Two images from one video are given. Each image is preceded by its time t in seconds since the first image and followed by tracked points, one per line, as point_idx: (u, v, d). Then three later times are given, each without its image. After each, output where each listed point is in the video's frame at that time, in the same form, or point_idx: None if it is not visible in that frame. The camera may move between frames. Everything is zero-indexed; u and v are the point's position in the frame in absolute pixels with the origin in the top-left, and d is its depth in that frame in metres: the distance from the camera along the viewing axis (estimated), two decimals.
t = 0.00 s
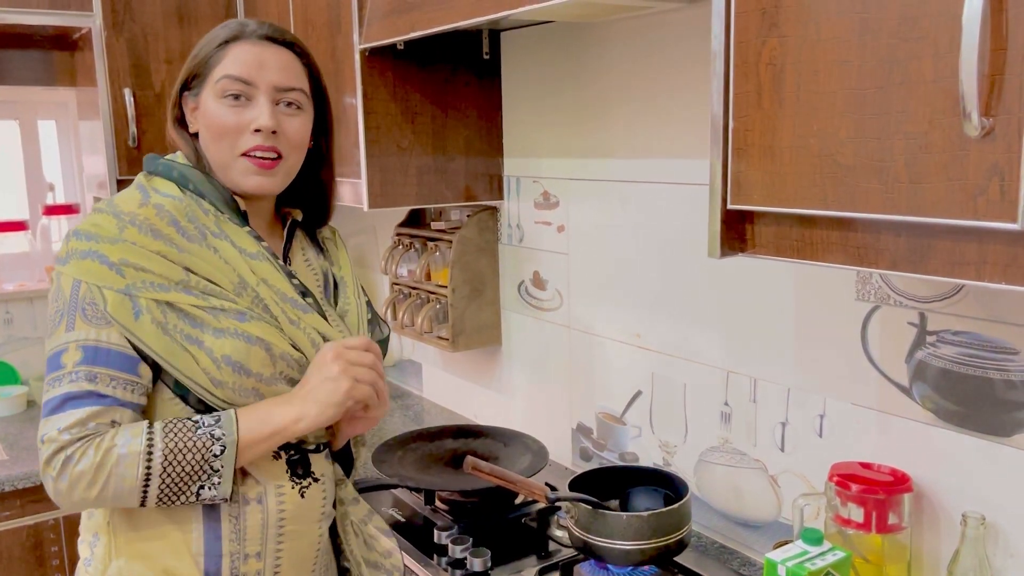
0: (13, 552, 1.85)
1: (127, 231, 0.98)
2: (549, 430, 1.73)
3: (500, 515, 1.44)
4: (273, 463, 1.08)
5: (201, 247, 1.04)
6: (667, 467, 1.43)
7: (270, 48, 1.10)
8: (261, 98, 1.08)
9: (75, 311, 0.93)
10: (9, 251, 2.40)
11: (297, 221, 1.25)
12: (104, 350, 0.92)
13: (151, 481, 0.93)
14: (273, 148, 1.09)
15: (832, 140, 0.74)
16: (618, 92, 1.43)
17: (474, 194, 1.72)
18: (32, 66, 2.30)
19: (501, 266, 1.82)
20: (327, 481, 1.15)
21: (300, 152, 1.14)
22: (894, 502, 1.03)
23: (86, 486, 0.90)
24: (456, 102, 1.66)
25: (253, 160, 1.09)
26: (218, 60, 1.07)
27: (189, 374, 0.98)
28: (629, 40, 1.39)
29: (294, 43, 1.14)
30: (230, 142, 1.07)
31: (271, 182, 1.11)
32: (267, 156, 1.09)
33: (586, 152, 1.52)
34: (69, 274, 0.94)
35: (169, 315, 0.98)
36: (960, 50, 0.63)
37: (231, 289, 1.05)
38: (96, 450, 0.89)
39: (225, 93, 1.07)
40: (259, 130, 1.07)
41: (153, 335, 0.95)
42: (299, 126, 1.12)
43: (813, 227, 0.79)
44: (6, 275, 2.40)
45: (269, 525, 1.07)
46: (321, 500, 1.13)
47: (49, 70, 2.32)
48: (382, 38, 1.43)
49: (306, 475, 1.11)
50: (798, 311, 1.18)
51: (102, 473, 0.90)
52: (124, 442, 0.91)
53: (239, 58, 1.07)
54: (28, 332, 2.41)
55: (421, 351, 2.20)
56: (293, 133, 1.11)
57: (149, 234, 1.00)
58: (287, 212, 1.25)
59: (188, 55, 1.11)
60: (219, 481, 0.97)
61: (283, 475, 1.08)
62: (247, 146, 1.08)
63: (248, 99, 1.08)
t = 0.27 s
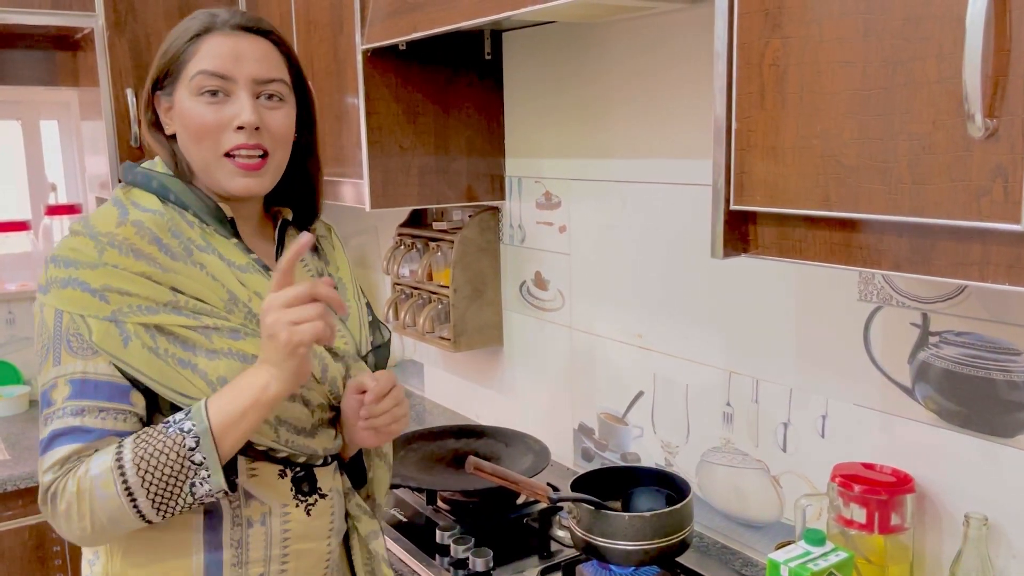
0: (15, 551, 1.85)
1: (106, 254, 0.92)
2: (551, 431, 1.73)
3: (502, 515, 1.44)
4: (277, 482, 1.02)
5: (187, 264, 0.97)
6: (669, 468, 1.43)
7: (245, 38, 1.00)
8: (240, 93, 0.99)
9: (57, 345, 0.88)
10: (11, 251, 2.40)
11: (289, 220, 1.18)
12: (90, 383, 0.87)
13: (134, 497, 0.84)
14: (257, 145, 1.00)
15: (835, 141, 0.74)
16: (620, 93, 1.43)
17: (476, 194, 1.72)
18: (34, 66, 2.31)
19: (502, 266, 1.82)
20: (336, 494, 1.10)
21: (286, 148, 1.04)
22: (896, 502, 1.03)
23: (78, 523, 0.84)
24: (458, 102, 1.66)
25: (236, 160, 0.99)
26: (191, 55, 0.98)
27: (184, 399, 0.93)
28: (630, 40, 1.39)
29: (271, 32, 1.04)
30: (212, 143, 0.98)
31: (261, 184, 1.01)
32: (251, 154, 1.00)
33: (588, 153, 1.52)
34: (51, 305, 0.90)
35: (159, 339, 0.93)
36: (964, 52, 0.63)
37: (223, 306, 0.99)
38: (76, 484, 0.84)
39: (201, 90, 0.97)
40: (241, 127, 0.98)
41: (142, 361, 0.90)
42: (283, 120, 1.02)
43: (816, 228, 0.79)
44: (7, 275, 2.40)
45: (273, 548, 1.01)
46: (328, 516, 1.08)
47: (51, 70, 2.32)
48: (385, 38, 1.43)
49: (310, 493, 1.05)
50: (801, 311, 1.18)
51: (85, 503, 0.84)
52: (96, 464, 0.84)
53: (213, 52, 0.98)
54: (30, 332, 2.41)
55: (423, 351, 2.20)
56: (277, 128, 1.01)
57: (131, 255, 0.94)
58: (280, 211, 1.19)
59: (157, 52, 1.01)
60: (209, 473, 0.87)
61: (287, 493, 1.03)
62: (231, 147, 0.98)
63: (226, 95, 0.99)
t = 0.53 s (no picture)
0: (18, 551, 1.85)
1: (75, 276, 0.89)
2: (553, 431, 1.73)
3: (504, 515, 1.44)
4: (273, 497, 0.99)
5: (164, 281, 0.94)
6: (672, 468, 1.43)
7: (222, 39, 0.98)
8: (219, 98, 0.97)
9: (36, 372, 0.88)
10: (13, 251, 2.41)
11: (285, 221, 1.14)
12: (63, 411, 0.86)
13: (112, 524, 0.84)
14: (238, 153, 0.98)
15: (840, 141, 0.74)
16: (623, 92, 1.43)
17: (478, 194, 1.72)
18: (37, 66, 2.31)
19: (505, 266, 1.82)
20: (341, 507, 1.06)
21: (271, 152, 1.03)
22: (900, 503, 1.03)
23: (62, 551, 0.85)
24: (460, 102, 1.66)
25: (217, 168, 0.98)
26: (168, 57, 0.96)
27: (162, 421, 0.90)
28: (633, 41, 1.39)
29: (250, 29, 1.01)
30: (193, 150, 0.97)
31: (246, 190, 1.00)
32: (232, 162, 0.98)
33: (591, 153, 1.52)
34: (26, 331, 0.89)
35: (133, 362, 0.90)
36: (969, 53, 0.63)
37: (201, 323, 0.94)
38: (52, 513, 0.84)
39: (179, 95, 0.96)
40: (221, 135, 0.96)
41: (114, 387, 0.88)
42: (265, 124, 1.01)
43: (820, 229, 0.79)
44: (10, 274, 2.40)
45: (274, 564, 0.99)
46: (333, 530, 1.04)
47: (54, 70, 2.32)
48: (388, 38, 1.43)
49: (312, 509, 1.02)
50: (803, 311, 1.18)
51: (63, 530, 0.84)
52: (72, 493, 0.84)
53: (190, 54, 0.96)
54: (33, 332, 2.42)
55: (426, 351, 2.20)
56: (258, 132, 1.00)
57: (100, 276, 0.90)
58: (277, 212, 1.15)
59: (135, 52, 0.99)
60: (185, 497, 0.86)
61: (288, 509, 1.00)
62: (211, 155, 0.97)
63: (205, 99, 0.97)
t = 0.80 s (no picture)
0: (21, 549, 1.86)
1: (80, 282, 0.89)
2: (556, 430, 1.73)
3: (507, 514, 1.44)
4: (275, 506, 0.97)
5: (168, 289, 0.93)
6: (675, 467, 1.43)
7: (227, 38, 0.97)
8: (223, 99, 0.96)
9: (35, 376, 0.87)
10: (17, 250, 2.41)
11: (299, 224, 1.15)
12: (63, 418, 0.85)
13: (122, 557, 0.86)
14: (241, 155, 0.97)
15: (844, 140, 0.74)
16: (625, 91, 1.43)
17: (481, 193, 1.72)
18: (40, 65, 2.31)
19: (507, 265, 1.82)
20: (349, 516, 1.04)
21: (278, 153, 1.01)
22: (904, 503, 1.03)
23: (60, 565, 0.86)
24: (463, 101, 1.65)
25: (219, 171, 0.97)
26: (174, 57, 0.96)
27: (162, 430, 0.90)
28: (635, 39, 1.39)
29: (258, 28, 0.99)
30: (197, 151, 0.96)
31: (249, 192, 0.99)
32: (235, 164, 0.97)
33: (593, 152, 1.52)
34: (31, 334, 0.89)
35: (134, 371, 0.90)
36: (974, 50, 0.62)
37: (205, 331, 0.94)
38: (60, 529, 0.84)
39: (184, 96, 0.96)
40: (223, 137, 0.95)
41: (114, 396, 0.87)
42: (271, 125, 0.99)
43: (824, 228, 0.78)
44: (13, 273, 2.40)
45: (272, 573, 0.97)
46: (338, 539, 1.02)
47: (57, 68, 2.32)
48: (390, 37, 1.43)
49: (317, 517, 1.00)
50: (807, 310, 1.18)
51: (72, 550, 0.85)
52: (90, 517, 0.85)
53: (194, 54, 0.95)
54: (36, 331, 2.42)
55: (428, 351, 2.20)
56: (263, 134, 0.98)
57: (104, 283, 0.90)
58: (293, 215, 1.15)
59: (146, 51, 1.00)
60: (201, 557, 0.90)
61: (290, 517, 0.98)
62: (214, 157, 0.96)
63: (210, 100, 0.96)
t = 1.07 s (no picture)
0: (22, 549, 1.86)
1: (80, 279, 0.90)
2: (556, 429, 1.73)
3: (507, 514, 1.43)
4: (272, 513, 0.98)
5: (168, 287, 0.93)
6: (676, 467, 1.43)
7: (250, 38, 0.97)
8: (244, 99, 0.96)
9: (37, 372, 0.88)
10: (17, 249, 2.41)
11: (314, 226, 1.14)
12: (63, 414, 0.86)
13: (117, 554, 0.87)
14: (262, 156, 0.97)
15: (845, 139, 0.73)
16: (626, 90, 1.43)
17: (481, 192, 1.71)
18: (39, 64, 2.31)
19: (507, 264, 1.82)
20: (350, 524, 1.03)
21: (297, 155, 1.01)
22: (905, 503, 1.03)
23: (57, 559, 0.87)
24: (463, 100, 1.65)
25: (239, 172, 0.97)
26: (195, 55, 0.96)
27: (157, 430, 0.90)
28: (636, 38, 1.39)
29: (281, 28, 0.99)
30: (215, 151, 0.96)
31: (267, 193, 0.99)
32: (255, 165, 0.97)
33: (594, 150, 1.52)
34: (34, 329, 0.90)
35: (130, 370, 0.90)
36: (976, 50, 0.62)
37: (199, 332, 0.94)
38: (59, 525, 0.85)
39: (204, 95, 0.95)
40: (244, 137, 0.95)
41: (109, 395, 0.88)
42: (291, 126, 0.99)
43: (825, 227, 0.78)
44: (13, 272, 2.40)
45: None
46: (338, 546, 1.01)
47: (57, 67, 2.32)
48: (390, 36, 1.43)
49: (315, 525, 1.00)
50: (808, 310, 1.17)
51: (69, 546, 0.86)
52: (86, 514, 0.85)
53: (216, 54, 0.95)
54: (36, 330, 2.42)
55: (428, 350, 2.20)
56: (284, 135, 0.98)
57: (103, 280, 0.91)
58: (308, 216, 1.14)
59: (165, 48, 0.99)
60: (195, 557, 0.89)
61: (285, 524, 0.98)
62: (234, 156, 0.96)
63: (230, 100, 0.96)
